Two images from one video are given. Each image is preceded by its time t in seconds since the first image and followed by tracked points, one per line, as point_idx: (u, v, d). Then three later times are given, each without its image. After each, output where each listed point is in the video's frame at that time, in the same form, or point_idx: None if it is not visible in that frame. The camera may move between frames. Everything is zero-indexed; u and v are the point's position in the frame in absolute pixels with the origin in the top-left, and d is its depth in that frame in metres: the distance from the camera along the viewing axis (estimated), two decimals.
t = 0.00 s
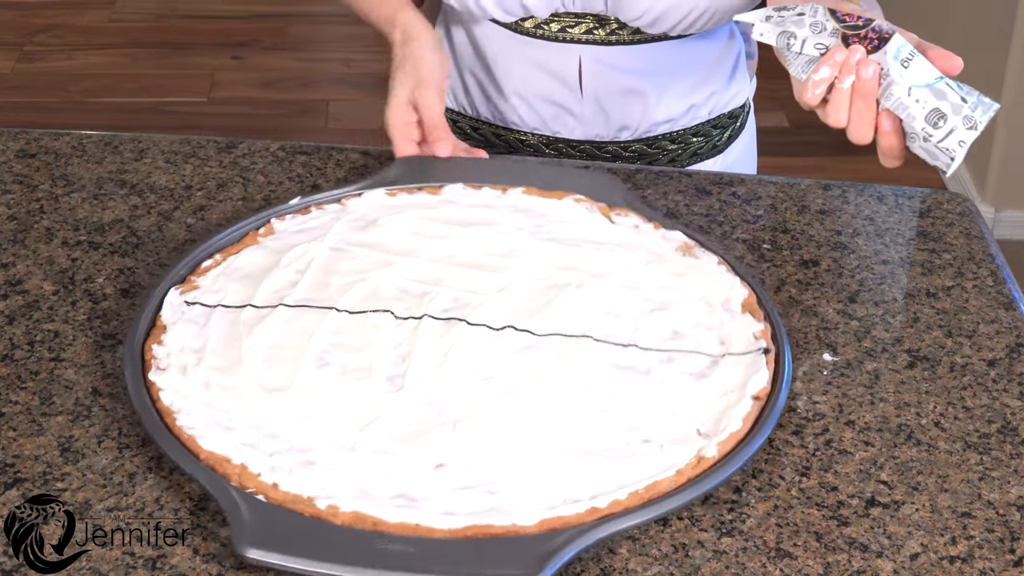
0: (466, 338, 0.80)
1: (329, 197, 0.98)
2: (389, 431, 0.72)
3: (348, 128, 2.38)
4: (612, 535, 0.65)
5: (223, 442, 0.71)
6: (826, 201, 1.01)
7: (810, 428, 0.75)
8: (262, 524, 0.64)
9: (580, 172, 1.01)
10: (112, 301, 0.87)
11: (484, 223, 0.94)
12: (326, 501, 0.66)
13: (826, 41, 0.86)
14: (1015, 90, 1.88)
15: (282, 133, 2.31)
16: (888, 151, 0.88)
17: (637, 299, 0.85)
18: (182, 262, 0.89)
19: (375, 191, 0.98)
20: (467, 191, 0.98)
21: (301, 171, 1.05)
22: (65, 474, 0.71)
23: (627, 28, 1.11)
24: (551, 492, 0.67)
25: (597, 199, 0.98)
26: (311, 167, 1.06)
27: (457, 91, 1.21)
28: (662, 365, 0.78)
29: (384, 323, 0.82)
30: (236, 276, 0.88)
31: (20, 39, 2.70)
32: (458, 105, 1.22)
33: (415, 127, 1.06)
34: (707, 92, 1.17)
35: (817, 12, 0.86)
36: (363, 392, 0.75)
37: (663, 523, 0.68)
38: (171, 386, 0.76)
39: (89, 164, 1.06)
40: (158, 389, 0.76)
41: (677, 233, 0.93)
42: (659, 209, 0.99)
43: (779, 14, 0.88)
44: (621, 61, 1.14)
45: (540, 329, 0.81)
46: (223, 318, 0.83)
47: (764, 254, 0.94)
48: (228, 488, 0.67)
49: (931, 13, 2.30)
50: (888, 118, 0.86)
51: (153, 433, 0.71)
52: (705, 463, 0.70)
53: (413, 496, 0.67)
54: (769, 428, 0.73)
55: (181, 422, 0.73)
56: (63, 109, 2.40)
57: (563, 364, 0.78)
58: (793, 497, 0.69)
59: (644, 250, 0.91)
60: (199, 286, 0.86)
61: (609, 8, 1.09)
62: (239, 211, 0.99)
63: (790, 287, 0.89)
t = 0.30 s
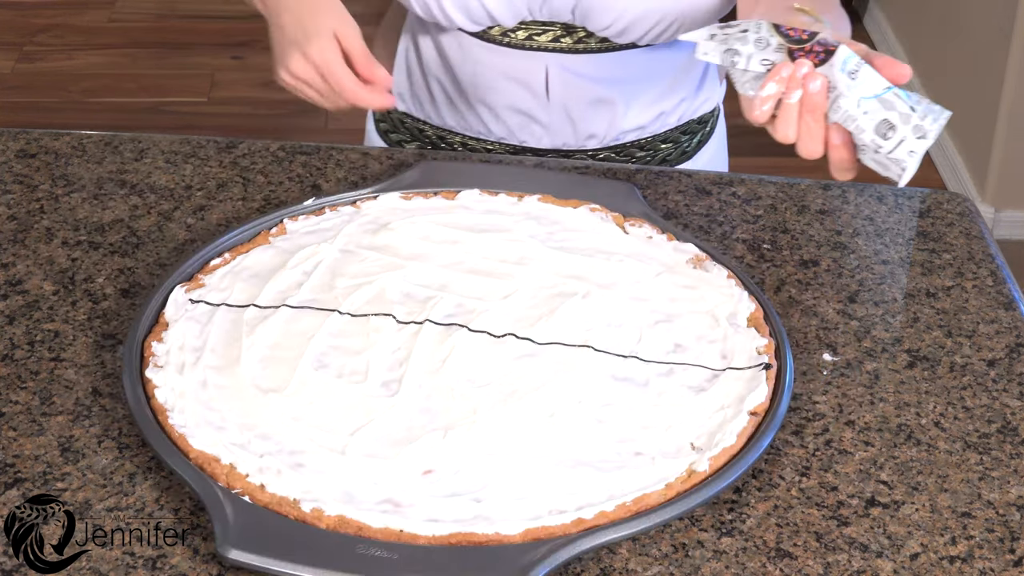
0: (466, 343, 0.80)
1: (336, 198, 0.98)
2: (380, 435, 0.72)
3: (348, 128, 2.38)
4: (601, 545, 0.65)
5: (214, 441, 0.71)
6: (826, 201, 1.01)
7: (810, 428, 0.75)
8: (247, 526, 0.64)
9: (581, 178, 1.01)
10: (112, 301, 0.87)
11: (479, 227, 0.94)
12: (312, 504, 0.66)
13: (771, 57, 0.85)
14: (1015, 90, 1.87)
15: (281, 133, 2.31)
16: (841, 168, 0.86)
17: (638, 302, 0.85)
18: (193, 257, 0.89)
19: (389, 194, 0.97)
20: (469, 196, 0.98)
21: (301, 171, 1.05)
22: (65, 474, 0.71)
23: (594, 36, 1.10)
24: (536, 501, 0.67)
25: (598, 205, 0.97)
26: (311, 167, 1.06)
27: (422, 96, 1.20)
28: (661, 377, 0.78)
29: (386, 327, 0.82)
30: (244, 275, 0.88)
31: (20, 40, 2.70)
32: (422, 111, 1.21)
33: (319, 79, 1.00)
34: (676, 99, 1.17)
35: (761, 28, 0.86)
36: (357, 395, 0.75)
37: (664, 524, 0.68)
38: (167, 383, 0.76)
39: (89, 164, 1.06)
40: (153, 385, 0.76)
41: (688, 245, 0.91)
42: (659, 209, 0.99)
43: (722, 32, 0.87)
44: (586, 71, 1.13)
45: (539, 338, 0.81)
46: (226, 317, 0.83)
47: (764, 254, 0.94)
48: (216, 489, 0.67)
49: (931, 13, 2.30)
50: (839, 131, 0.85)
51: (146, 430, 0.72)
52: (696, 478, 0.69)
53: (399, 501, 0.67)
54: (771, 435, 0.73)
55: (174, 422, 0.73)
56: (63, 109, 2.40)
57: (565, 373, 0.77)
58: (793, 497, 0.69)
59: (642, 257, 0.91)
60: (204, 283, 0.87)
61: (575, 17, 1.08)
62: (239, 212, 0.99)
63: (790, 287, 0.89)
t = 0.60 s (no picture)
0: (466, 343, 0.80)
1: (336, 198, 0.98)
2: (381, 435, 0.72)
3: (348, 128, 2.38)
4: (601, 545, 0.65)
5: (213, 441, 0.71)
6: (826, 201, 1.01)
7: (810, 428, 0.75)
8: (247, 526, 0.64)
9: (581, 177, 1.01)
10: (112, 301, 0.87)
11: (479, 227, 0.94)
12: (312, 504, 0.66)
13: (644, 46, 0.88)
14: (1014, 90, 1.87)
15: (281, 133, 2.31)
16: (727, 153, 0.87)
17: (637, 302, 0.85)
18: (193, 257, 0.89)
19: (389, 194, 0.97)
20: (468, 197, 0.98)
21: (301, 171, 1.05)
22: (65, 474, 0.71)
23: (530, 47, 1.10)
24: (536, 501, 0.67)
25: (598, 205, 0.97)
26: (311, 167, 1.06)
27: (354, 102, 1.20)
28: (661, 377, 0.78)
29: (386, 327, 0.82)
30: (244, 275, 0.88)
31: (20, 40, 2.70)
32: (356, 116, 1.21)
33: None
34: (615, 110, 1.18)
35: (632, 21, 0.90)
36: (357, 395, 0.75)
37: (663, 524, 0.68)
38: (167, 383, 0.76)
39: (89, 164, 1.06)
40: (153, 385, 0.76)
41: (688, 245, 0.91)
42: (660, 209, 0.99)
43: (593, 29, 0.93)
44: (521, 85, 1.15)
45: (539, 338, 0.81)
46: (226, 316, 0.83)
47: (764, 254, 0.94)
48: (215, 489, 0.67)
49: (931, 13, 2.29)
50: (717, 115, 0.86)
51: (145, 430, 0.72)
52: (696, 478, 0.69)
53: (399, 501, 0.67)
54: (771, 435, 0.73)
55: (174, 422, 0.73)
56: (63, 109, 2.40)
57: (564, 373, 0.77)
58: (793, 497, 0.69)
59: (642, 257, 0.91)
60: (204, 283, 0.87)
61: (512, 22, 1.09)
62: (239, 211, 0.99)
63: (790, 287, 0.89)
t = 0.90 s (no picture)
0: (466, 343, 0.80)
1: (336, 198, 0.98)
2: (381, 435, 0.72)
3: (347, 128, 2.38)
4: (602, 545, 0.65)
5: (213, 441, 0.71)
6: (826, 201, 1.01)
7: (810, 428, 0.75)
8: (248, 526, 0.64)
9: (580, 178, 1.01)
10: (112, 301, 0.87)
11: (479, 226, 0.94)
12: (312, 503, 0.66)
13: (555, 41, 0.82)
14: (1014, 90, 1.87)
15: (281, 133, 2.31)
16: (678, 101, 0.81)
17: (636, 302, 0.85)
18: (193, 257, 0.89)
19: (389, 194, 0.98)
20: (468, 196, 0.98)
21: (301, 171, 1.05)
22: (65, 474, 0.71)
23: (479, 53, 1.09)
24: (536, 501, 0.67)
25: (598, 205, 0.97)
26: (311, 167, 1.06)
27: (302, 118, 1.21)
28: (661, 377, 0.78)
29: (385, 327, 0.82)
30: (244, 274, 0.88)
31: (21, 39, 2.70)
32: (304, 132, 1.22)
33: None
34: (563, 114, 1.20)
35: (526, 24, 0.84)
36: (357, 395, 0.75)
37: (664, 524, 0.68)
38: (167, 383, 0.76)
39: (90, 164, 1.06)
40: (153, 385, 0.76)
41: (689, 245, 0.91)
42: (659, 209, 0.99)
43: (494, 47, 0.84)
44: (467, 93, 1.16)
45: (539, 338, 0.81)
46: (226, 316, 0.83)
47: (764, 254, 0.94)
48: (215, 488, 0.67)
49: (931, 12, 2.29)
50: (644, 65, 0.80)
51: (145, 430, 0.72)
52: (695, 478, 0.69)
53: (399, 501, 0.67)
54: (771, 436, 0.73)
55: (174, 423, 0.73)
56: (63, 109, 2.40)
57: (563, 372, 0.77)
58: (793, 497, 0.69)
59: (642, 257, 0.91)
60: (204, 283, 0.87)
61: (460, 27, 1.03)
62: (238, 211, 0.99)
63: (789, 287, 0.89)
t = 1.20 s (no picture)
0: (466, 343, 0.80)
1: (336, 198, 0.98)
2: (381, 435, 0.72)
3: (347, 128, 2.38)
4: (602, 545, 0.65)
5: (213, 441, 0.71)
6: (826, 201, 1.01)
7: (810, 428, 0.75)
8: (248, 525, 0.64)
9: (581, 178, 1.01)
10: (112, 301, 0.87)
11: (479, 226, 0.94)
12: (312, 503, 0.66)
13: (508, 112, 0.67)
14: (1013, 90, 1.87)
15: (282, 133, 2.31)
16: (650, 63, 0.62)
17: (636, 302, 0.85)
18: (193, 257, 0.89)
19: (388, 194, 0.98)
20: (468, 197, 0.98)
21: (301, 171, 1.05)
22: (65, 474, 0.71)
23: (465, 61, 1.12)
24: (536, 501, 0.67)
25: (598, 205, 0.97)
26: (311, 167, 1.06)
27: (287, 119, 1.22)
28: (661, 377, 0.78)
29: (385, 327, 0.82)
30: (244, 274, 0.88)
31: (21, 39, 2.70)
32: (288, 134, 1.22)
33: None
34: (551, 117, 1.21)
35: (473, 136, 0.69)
36: (357, 395, 0.75)
37: (664, 524, 0.68)
38: (167, 382, 0.76)
39: (89, 164, 1.06)
40: (153, 385, 0.76)
41: (689, 245, 0.92)
42: (659, 209, 0.99)
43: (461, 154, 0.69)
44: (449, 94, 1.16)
45: (539, 338, 0.81)
46: (226, 316, 0.83)
47: (764, 254, 0.94)
48: (214, 488, 0.67)
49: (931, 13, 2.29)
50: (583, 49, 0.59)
51: (145, 429, 0.72)
52: (695, 478, 0.69)
53: (398, 501, 0.67)
54: (771, 436, 0.73)
55: (174, 423, 0.73)
56: (63, 109, 2.40)
57: (563, 372, 0.77)
58: (793, 497, 0.69)
59: (642, 257, 0.91)
60: (204, 283, 0.87)
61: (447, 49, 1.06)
62: (239, 211, 0.99)
63: (789, 287, 0.89)
